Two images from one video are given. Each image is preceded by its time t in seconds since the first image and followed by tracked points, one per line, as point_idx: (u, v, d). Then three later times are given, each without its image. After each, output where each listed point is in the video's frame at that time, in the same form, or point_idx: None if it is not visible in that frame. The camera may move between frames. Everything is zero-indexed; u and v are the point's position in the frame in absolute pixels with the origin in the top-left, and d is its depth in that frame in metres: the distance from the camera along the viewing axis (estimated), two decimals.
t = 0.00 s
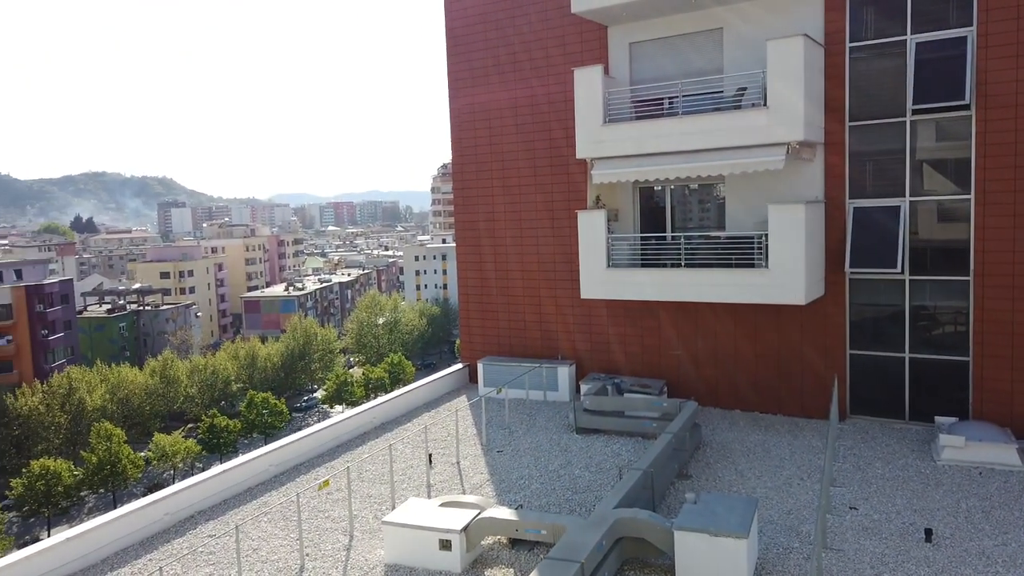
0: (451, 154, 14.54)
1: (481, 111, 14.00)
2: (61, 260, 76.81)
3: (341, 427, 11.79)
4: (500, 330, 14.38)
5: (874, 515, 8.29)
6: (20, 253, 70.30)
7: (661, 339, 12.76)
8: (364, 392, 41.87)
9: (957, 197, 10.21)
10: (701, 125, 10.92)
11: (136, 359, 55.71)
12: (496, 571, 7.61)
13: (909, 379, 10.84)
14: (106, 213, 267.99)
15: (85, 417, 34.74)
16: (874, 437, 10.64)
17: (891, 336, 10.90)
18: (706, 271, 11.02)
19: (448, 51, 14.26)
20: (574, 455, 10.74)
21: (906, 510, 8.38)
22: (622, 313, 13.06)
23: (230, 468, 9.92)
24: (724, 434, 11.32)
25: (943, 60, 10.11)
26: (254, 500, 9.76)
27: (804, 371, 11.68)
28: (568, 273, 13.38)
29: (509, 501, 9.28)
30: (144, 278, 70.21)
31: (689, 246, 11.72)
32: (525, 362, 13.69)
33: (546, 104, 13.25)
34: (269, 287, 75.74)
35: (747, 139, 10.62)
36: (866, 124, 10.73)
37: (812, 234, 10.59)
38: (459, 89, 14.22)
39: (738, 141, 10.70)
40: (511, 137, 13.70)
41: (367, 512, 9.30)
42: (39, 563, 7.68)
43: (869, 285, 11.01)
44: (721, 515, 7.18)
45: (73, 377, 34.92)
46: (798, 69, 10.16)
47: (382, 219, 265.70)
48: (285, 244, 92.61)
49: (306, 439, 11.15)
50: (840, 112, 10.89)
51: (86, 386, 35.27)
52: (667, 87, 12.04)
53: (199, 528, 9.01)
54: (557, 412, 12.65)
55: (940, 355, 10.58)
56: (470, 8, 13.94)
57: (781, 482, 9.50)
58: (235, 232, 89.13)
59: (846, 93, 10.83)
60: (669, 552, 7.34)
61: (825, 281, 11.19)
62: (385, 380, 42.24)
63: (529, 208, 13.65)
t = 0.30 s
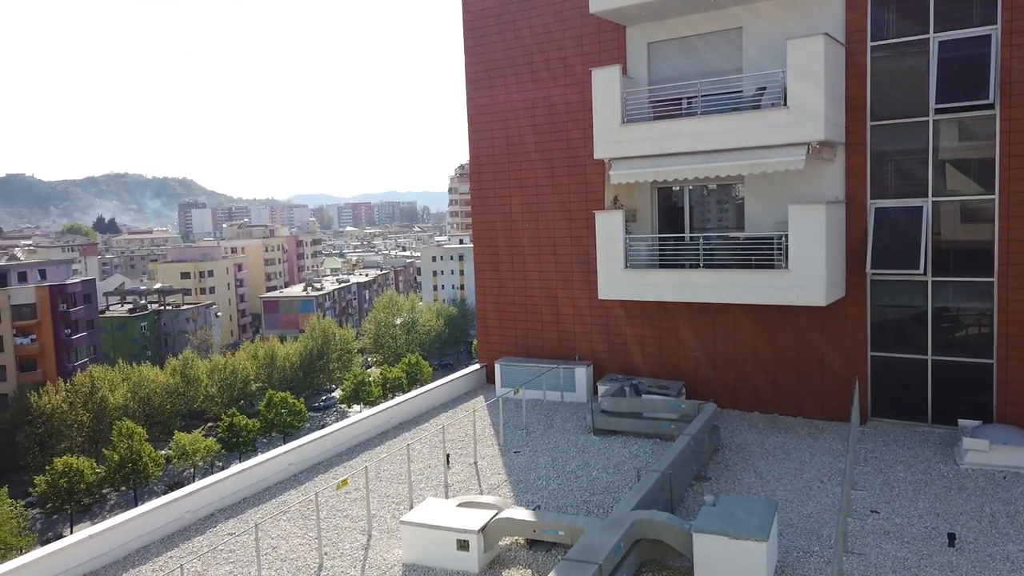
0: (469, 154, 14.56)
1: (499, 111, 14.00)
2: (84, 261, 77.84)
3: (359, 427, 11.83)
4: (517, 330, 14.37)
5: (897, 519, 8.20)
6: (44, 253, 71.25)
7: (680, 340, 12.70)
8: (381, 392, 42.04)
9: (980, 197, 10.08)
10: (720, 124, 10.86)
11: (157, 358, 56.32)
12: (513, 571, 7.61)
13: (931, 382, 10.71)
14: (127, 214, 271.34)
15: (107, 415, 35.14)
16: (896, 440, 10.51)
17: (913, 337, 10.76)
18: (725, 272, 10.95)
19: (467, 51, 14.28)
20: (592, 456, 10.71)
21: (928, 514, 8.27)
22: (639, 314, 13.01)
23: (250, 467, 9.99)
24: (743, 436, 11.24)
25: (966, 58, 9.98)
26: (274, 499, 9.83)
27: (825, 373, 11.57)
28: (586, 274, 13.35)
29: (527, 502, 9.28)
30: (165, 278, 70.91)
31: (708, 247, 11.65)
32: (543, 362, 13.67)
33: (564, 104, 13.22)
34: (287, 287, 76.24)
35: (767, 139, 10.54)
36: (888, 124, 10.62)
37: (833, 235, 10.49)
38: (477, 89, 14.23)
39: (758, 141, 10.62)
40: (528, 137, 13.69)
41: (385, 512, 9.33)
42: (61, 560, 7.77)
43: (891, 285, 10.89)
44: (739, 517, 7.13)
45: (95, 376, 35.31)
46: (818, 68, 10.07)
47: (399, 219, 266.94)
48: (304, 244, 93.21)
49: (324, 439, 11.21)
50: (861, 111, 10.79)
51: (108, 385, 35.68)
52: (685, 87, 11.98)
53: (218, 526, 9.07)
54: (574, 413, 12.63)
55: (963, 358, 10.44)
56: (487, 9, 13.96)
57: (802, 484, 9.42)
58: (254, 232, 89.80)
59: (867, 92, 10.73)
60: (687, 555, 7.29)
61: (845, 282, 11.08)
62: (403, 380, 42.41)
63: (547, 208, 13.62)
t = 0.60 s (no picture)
0: (491, 155, 14.56)
1: (520, 111, 13.99)
2: (113, 260, 79.13)
3: (381, 426, 11.90)
4: (539, 331, 14.35)
5: (924, 524, 8.06)
6: (73, 253, 72.50)
7: (703, 342, 12.60)
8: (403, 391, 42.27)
9: (1011, 196, 9.89)
10: (744, 123, 10.76)
11: (183, 356, 57.08)
12: (535, 572, 7.60)
13: (959, 384, 10.53)
14: (153, 214, 275.44)
15: (133, 412, 35.66)
16: (923, 443, 10.36)
17: (942, 339, 10.59)
18: (749, 273, 10.85)
19: (489, 52, 14.28)
20: (614, 456, 10.66)
21: (957, 519, 8.12)
22: (661, 314, 12.94)
23: (273, 464, 10.09)
24: (767, 438, 11.13)
25: (996, 55, 9.79)
26: (297, 496, 9.91)
27: (851, 374, 11.43)
28: (608, 274, 13.29)
29: (549, 502, 9.26)
30: (191, 277, 71.79)
31: (731, 246, 11.56)
32: (564, 362, 13.64)
33: (586, 105, 13.19)
34: (310, 287, 76.87)
35: (792, 138, 10.43)
36: (916, 122, 10.46)
37: (860, 235, 10.35)
38: (499, 89, 14.23)
39: (783, 140, 10.50)
40: (550, 137, 13.67)
41: (407, 510, 9.37)
42: (90, 555, 7.89)
43: (918, 286, 10.73)
44: (763, 520, 7.06)
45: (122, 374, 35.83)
46: (845, 66, 9.93)
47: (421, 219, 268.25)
48: (327, 244, 93.90)
49: (347, 437, 11.28)
50: (888, 110, 10.63)
51: (135, 383, 36.20)
52: (709, 85, 11.89)
53: (243, 523, 9.17)
54: (596, 413, 12.58)
55: (992, 360, 10.26)
56: (509, 9, 13.96)
57: (827, 487, 9.31)
58: (278, 232, 90.61)
59: (895, 90, 10.57)
60: (711, 557, 7.23)
61: (872, 283, 10.94)
62: (424, 379, 42.61)
63: (569, 209, 13.59)
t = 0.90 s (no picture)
0: (514, 155, 14.56)
1: (544, 111, 13.98)
2: (142, 260, 80.49)
3: (404, 425, 11.94)
4: (562, 332, 14.32)
5: (954, 530, 7.92)
6: (104, 252, 73.72)
7: (728, 343, 12.50)
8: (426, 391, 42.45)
9: None
10: (771, 123, 10.64)
11: (209, 355, 57.87)
12: (558, 573, 7.58)
13: (990, 388, 10.34)
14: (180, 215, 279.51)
15: (161, 410, 36.19)
16: (953, 447, 10.17)
17: (972, 342, 10.41)
18: (775, 274, 10.73)
19: (514, 52, 14.28)
20: (638, 458, 10.60)
21: (989, 525, 7.96)
22: (686, 315, 12.85)
23: (298, 463, 10.17)
24: (793, 441, 11.00)
25: None
26: (322, 495, 9.98)
27: (880, 377, 11.26)
28: (632, 274, 13.23)
29: (572, 504, 9.23)
30: (218, 277, 72.68)
31: (757, 247, 11.45)
32: (587, 363, 13.60)
33: (611, 105, 13.14)
34: (335, 287, 77.51)
35: (820, 138, 10.30)
36: (946, 122, 10.30)
37: (889, 236, 10.20)
38: (523, 90, 14.23)
39: (810, 139, 10.38)
40: (574, 138, 13.64)
41: (430, 510, 9.39)
42: (118, 550, 8.00)
43: (948, 288, 10.55)
44: (790, 524, 6.98)
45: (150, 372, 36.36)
46: (874, 65, 9.79)
47: (443, 219, 269.41)
48: (351, 245, 94.57)
49: (370, 437, 11.33)
50: (918, 109, 10.47)
51: (163, 381, 36.73)
52: (735, 85, 11.78)
53: (268, 521, 9.25)
54: (619, 415, 12.53)
55: None
56: (534, 9, 13.95)
57: (854, 492, 9.18)
58: (303, 232, 91.46)
59: (925, 89, 10.41)
60: (736, 561, 7.16)
61: (902, 285, 10.76)
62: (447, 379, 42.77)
63: (592, 209, 13.55)
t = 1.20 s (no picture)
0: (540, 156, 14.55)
1: (570, 112, 13.96)
2: (172, 259, 81.73)
3: (429, 425, 11.98)
4: (587, 332, 14.27)
5: (988, 537, 7.76)
6: (135, 252, 75.01)
7: (755, 346, 12.38)
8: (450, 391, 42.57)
9: None
10: (800, 123, 10.52)
11: (237, 353, 58.59)
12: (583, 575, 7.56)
13: None
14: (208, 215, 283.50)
15: (190, 407, 36.72)
16: (986, 453, 9.98)
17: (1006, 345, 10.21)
18: (803, 275, 10.60)
19: (540, 52, 14.28)
20: (664, 461, 10.53)
21: None
22: (712, 317, 12.74)
23: (325, 461, 10.26)
24: (821, 445, 10.86)
25: None
26: (348, 493, 10.05)
27: (911, 381, 11.07)
28: (658, 276, 13.15)
29: (596, 505, 9.20)
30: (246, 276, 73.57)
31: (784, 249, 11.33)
32: (612, 364, 13.54)
33: (637, 106, 13.08)
34: (360, 287, 78.01)
35: (850, 138, 10.15)
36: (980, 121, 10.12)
37: (920, 237, 10.02)
38: (549, 91, 14.21)
39: (840, 139, 10.23)
40: (600, 138, 13.60)
41: (454, 510, 9.41)
42: (149, 545, 8.13)
43: (982, 291, 10.37)
44: (819, 529, 6.88)
45: (179, 369, 36.88)
46: (907, 64, 9.63)
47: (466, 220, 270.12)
48: (376, 245, 95.13)
49: (395, 436, 11.39)
50: (952, 109, 10.28)
51: (192, 378, 37.27)
52: (763, 85, 11.68)
53: (294, 518, 9.33)
54: (644, 416, 12.47)
55: None
56: (560, 10, 13.94)
57: (883, 497, 9.04)
58: (329, 232, 92.27)
59: (958, 88, 10.23)
60: (763, 566, 7.08)
61: (934, 287, 10.57)
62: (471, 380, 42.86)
63: (618, 209, 13.49)
